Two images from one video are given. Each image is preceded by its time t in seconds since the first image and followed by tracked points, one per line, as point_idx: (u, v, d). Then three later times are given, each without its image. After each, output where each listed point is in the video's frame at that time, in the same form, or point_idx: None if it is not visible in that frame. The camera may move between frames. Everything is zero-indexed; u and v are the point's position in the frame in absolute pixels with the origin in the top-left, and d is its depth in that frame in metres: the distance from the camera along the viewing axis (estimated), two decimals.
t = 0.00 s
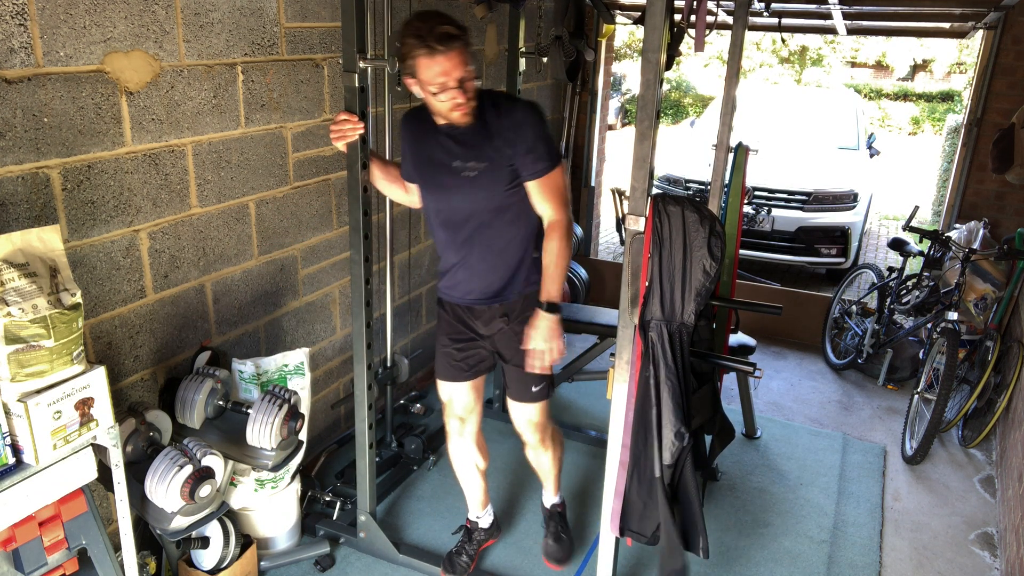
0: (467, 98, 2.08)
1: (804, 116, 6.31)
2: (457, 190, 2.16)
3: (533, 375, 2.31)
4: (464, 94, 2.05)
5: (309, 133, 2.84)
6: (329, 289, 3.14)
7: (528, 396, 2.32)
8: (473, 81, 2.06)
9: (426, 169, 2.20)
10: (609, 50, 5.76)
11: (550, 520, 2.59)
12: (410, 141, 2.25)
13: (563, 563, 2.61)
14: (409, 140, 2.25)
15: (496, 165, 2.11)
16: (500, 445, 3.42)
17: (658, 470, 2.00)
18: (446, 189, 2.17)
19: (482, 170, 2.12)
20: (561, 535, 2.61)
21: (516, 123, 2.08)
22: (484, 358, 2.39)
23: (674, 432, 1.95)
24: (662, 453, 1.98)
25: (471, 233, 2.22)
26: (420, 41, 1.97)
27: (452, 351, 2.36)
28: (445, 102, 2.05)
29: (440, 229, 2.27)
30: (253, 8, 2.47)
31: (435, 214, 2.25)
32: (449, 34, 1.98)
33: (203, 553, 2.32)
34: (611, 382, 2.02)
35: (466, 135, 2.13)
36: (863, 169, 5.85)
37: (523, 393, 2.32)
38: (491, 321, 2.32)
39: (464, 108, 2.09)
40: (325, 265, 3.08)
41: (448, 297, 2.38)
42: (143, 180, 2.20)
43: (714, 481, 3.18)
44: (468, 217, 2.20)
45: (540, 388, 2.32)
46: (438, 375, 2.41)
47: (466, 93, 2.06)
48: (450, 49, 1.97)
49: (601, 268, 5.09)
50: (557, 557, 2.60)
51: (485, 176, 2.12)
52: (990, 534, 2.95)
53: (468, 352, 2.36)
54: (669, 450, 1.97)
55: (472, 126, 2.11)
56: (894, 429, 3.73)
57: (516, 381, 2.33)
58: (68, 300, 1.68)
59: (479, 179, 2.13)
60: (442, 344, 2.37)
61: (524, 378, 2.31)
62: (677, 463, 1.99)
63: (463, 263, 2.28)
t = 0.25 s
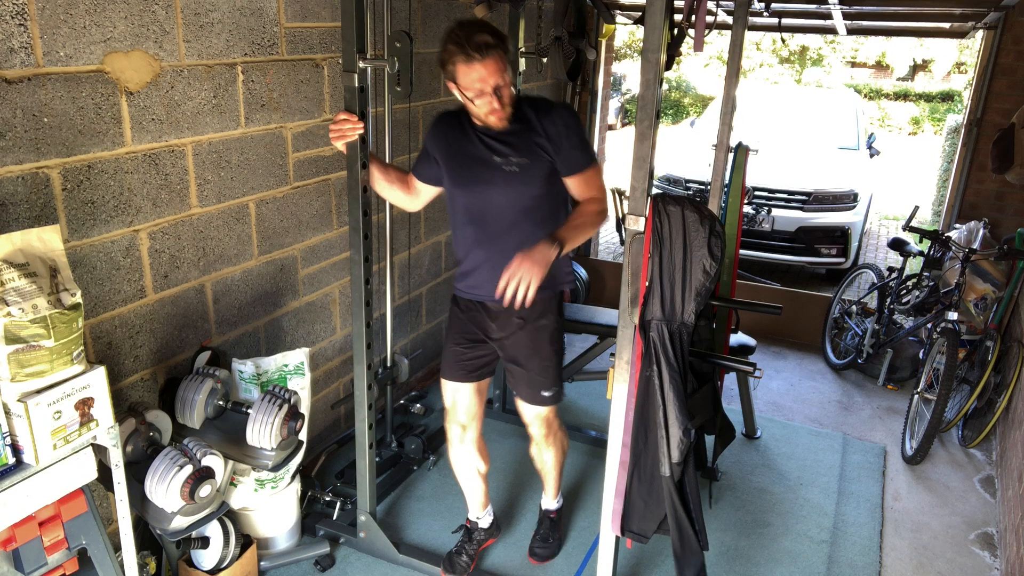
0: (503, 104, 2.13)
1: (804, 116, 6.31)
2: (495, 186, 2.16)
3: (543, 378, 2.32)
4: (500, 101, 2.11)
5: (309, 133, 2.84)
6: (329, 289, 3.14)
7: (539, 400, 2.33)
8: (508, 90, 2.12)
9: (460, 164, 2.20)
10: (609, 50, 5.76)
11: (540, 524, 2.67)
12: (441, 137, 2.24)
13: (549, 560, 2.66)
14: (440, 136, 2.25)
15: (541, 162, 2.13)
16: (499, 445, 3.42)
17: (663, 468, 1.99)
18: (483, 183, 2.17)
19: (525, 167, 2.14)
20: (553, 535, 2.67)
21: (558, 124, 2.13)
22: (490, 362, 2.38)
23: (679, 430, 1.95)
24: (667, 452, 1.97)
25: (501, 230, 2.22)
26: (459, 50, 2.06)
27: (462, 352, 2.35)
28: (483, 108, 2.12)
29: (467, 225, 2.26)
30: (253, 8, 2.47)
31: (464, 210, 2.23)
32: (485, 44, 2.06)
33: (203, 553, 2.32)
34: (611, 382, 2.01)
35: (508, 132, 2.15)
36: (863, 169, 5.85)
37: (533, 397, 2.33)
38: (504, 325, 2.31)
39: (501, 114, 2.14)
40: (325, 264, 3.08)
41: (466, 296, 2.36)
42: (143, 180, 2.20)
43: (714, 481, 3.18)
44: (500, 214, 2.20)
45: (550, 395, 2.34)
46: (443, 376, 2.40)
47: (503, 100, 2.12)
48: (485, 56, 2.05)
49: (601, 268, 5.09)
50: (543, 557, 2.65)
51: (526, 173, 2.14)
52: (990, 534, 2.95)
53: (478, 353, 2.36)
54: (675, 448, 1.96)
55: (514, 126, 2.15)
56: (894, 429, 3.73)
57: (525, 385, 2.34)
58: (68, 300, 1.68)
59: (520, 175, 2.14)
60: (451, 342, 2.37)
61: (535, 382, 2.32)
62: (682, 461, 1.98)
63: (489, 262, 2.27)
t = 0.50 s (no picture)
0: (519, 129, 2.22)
1: (804, 116, 6.31)
2: (524, 202, 2.27)
3: (556, 381, 2.43)
4: (515, 127, 2.21)
5: (309, 133, 2.84)
6: (329, 289, 3.14)
7: (555, 402, 2.45)
8: (526, 117, 2.20)
9: (490, 179, 2.30)
10: (608, 50, 5.76)
11: (538, 518, 2.71)
12: (469, 152, 2.34)
13: (549, 559, 2.68)
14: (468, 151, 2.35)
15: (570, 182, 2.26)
16: (499, 445, 3.41)
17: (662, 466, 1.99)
18: (513, 199, 2.27)
19: (555, 185, 2.25)
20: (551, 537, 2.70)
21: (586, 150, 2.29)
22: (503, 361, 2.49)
23: (678, 429, 1.95)
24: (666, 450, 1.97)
25: (524, 244, 2.32)
26: (483, 76, 2.15)
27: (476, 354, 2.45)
28: (498, 131, 2.23)
29: (488, 237, 2.35)
30: (253, 8, 2.47)
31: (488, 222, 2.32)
32: (508, 74, 2.14)
33: (203, 553, 2.32)
34: (611, 382, 2.02)
35: (539, 153, 2.27)
36: (863, 169, 5.85)
37: (550, 399, 2.44)
38: (522, 332, 2.44)
39: (515, 139, 2.24)
40: (325, 265, 3.09)
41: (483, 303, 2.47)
42: (143, 180, 2.20)
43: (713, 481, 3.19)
44: (525, 230, 2.30)
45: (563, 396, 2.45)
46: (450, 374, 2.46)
47: (518, 126, 2.21)
48: (505, 85, 2.14)
49: (601, 268, 5.09)
50: (543, 554, 2.67)
51: (556, 191, 2.26)
52: (990, 535, 2.95)
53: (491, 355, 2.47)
54: (674, 447, 1.96)
55: (545, 149, 2.28)
56: (894, 429, 3.73)
57: (540, 388, 2.45)
58: (68, 300, 1.68)
59: (550, 193, 2.26)
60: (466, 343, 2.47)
61: (550, 385, 2.44)
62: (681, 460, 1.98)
63: (509, 274, 2.37)
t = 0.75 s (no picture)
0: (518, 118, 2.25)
1: (804, 116, 6.31)
2: (522, 190, 2.28)
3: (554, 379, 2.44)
4: (513, 115, 2.23)
5: (309, 133, 2.84)
6: (329, 289, 3.14)
7: (553, 399, 2.45)
8: (525, 106, 2.23)
9: (490, 168, 2.31)
10: (608, 50, 5.76)
11: (538, 518, 2.72)
12: (469, 144, 2.36)
13: (549, 558, 2.68)
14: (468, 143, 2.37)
15: (570, 169, 2.26)
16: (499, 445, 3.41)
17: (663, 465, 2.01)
18: (512, 187, 2.28)
19: (554, 172, 2.26)
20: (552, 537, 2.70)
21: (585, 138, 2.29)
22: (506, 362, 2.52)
23: (678, 428, 1.96)
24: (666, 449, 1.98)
25: (523, 232, 2.32)
26: (485, 64, 2.17)
27: (478, 356, 2.50)
28: (497, 117, 2.26)
29: (487, 227, 2.35)
30: (253, 8, 2.47)
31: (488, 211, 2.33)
32: (509, 61, 2.16)
33: (203, 553, 2.32)
34: (611, 381, 2.00)
35: (539, 142, 2.29)
36: (863, 169, 5.85)
37: (548, 396, 2.45)
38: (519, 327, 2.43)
39: (513, 127, 2.26)
40: (325, 264, 3.08)
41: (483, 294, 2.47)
42: (143, 180, 2.20)
43: (713, 481, 3.18)
44: (524, 217, 2.30)
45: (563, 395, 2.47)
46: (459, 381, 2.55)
47: (517, 114, 2.24)
48: (506, 73, 2.16)
49: (601, 268, 5.09)
50: (544, 553, 2.68)
51: (555, 178, 2.26)
52: (990, 535, 2.95)
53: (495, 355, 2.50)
54: (674, 446, 1.98)
55: (545, 138, 2.29)
56: (894, 429, 3.73)
57: (539, 385, 2.46)
58: (68, 300, 1.68)
59: (550, 180, 2.26)
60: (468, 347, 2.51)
61: (548, 382, 2.45)
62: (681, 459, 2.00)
63: (507, 263, 2.36)
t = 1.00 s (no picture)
0: (503, 107, 2.26)
1: (804, 116, 6.31)
2: (509, 183, 2.30)
3: (541, 369, 2.40)
4: (497, 103, 2.24)
5: (309, 133, 2.84)
6: (329, 289, 3.14)
7: (535, 391, 2.40)
8: (509, 95, 2.23)
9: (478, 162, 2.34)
10: (609, 50, 5.76)
11: (537, 518, 2.70)
12: (460, 138, 2.40)
13: (548, 559, 2.67)
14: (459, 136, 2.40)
15: (555, 162, 2.27)
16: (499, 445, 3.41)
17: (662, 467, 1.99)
18: (499, 180, 2.31)
19: (539, 165, 2.27)
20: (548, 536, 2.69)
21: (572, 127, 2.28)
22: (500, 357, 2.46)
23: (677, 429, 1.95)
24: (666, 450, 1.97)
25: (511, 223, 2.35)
26: (471, 51, 2.19)
27: (472, 348, 2.47)
28: (482, 105, 2.27)
29: (477, 219, 2.39)
30: (253, 8, 2.47)
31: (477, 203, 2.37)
32: (495, 49, 2.17)
33: (204, 553, 2.32)
34: (611, 382, 2.02)
35: (526, 135, 2.30)
36: (863, 169, 5.85)
37: (531, 388, 2.40)
38: (510, 316, 2.42)
39: (496, 116, 2.27)
40: (325, 264, 3.09)
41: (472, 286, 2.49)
42: (143, 180, 2.20)
43: (713, 481, 3.18)
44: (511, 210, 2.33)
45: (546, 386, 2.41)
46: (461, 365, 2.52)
47: (500, 103, 2.25)
48: (492, 60, 2.17)
49: (601, 268, 5.09)
50: (542, 554, 2.67)
51: (540, 172, 2.28)
52: (990, 535, 2.95)
53: (489, 344, 2.45)
54: (673, 447, 1.96)
55: (533, 131, 2.30)
56: (894, 429, 3.73)
57: (523, 375, 2.41)
58: (68, 300, 1.68)
59: (535, 173, 2.28)
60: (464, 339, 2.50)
61: (534, 372, 2.41)
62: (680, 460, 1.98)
63: (496, 254, 2.40)
